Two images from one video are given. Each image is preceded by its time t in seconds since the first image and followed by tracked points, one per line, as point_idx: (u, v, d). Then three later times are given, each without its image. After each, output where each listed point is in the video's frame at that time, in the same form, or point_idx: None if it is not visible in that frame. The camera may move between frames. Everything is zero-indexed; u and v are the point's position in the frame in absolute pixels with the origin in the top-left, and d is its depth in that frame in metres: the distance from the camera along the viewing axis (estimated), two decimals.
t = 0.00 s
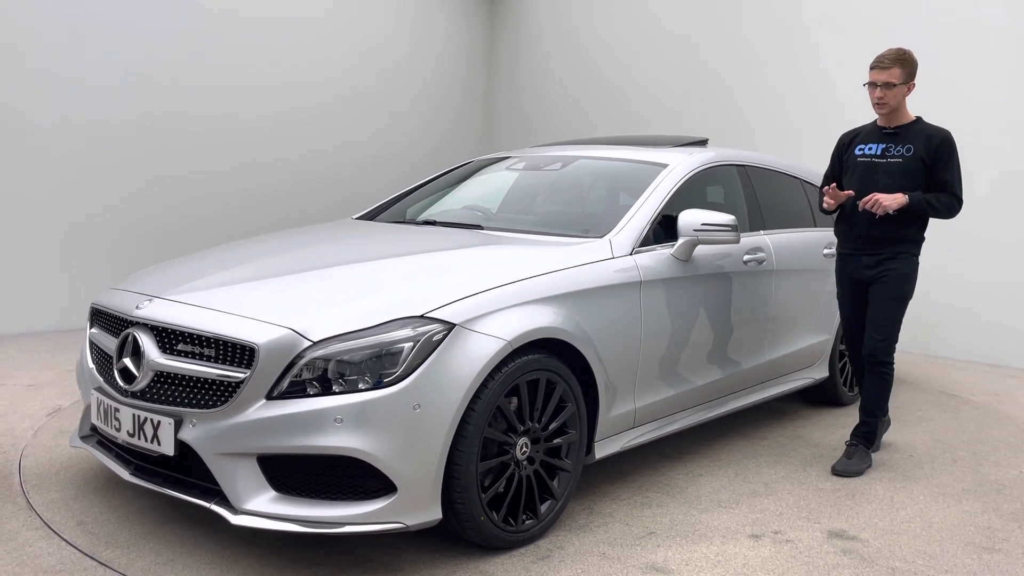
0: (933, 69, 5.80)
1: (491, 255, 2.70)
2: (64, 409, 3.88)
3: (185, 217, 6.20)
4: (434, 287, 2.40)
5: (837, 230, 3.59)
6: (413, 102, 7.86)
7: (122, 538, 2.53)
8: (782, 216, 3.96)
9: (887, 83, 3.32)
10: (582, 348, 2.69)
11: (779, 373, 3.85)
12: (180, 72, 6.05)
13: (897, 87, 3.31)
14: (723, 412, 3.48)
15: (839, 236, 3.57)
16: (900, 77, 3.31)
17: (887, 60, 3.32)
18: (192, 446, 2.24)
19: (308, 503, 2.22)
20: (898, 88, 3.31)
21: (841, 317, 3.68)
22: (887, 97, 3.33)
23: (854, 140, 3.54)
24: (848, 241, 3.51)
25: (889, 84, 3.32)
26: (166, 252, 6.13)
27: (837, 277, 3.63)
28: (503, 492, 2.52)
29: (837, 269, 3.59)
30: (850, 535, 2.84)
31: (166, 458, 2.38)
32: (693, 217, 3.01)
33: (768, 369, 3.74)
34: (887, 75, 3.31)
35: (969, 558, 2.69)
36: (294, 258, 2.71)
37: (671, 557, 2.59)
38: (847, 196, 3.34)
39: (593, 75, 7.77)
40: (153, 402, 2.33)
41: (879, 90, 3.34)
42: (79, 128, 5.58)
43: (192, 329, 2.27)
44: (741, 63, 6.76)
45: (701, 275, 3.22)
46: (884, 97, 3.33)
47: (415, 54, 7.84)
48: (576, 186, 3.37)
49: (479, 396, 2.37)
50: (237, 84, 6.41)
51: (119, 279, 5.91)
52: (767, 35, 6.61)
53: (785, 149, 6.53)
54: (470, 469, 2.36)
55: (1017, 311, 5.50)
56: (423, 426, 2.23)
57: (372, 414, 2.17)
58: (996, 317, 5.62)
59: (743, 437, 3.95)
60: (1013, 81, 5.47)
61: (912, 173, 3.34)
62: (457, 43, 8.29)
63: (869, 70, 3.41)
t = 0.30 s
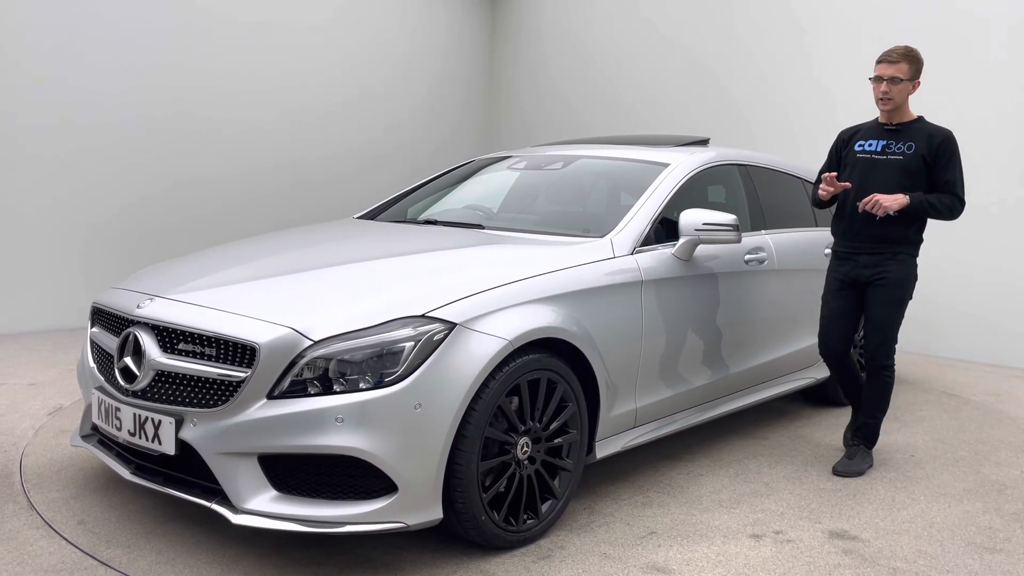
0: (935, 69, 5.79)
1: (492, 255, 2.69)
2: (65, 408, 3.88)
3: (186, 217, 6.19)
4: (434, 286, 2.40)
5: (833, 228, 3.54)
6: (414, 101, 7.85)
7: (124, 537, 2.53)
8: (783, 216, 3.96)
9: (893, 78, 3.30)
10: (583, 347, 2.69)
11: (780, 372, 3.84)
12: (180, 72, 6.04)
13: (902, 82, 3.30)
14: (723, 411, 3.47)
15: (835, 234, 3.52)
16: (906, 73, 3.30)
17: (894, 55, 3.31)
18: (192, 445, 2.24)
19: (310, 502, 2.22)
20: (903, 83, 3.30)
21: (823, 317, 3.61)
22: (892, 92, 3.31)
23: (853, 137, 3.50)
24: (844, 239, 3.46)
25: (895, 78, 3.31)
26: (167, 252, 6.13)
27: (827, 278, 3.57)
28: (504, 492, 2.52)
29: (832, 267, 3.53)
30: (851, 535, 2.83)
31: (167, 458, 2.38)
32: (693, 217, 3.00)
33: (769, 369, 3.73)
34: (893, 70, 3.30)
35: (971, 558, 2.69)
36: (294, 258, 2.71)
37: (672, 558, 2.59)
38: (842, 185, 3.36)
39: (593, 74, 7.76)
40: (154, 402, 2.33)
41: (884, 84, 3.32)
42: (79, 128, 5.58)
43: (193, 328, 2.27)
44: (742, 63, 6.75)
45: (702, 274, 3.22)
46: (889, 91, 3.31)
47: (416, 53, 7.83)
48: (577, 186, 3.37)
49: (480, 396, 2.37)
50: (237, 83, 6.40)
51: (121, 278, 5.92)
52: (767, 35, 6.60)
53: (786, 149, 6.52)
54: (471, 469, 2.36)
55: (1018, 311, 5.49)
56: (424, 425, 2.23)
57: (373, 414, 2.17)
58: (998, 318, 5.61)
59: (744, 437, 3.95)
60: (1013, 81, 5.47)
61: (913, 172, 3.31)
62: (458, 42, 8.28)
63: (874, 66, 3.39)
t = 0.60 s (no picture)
0: (936, 69, 5.78)
1: (493, 255, 2.69)
2: (66, 408, 3.88)
3: (186, 217, 6.19)
4: (434, 286, 2.39)
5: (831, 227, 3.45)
6: (414, 101, 7.85)
7: (125, 536, 2.53)
8: (784, 216, 3.96)
9: (897, 74, 3.23)
10: (584, 346, 2.69)
11: (781, 372, 3.83)
12: (181, 72, 6.03)
13: (906, 79, 3.23)
14: (723, 411, 3.47)
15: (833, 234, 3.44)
16: (910, 70, 3.23)
17: (898, 51, 3.23)
18: (193, 444, 2.24)
19: (311, 502, 2.22)
20: (907, 80, 3.23)
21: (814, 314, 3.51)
22: (895, 89, 3.24)
23: (849, 136, 3.41)
24: (842, 239, 3.39)
25: (898, 74, 3.24)
26: (167, 251, 6.13)
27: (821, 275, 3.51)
28: (505, 491, 2.52)
29: (829, 267, 3.45)
30: (852, 535, 2.83)
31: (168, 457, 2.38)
32: (695, 216, 3.00)
33: (770, 368, 3.73)
34: (897, 66, 3.23)
35: (971, 558, 2.69)
36: (295, 257, 2.70)
37: (673, 557, 2.59)
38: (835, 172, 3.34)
39: (594, 74, 7.76)
40: (155, 401, 2.33)
41: (888, 81, 3.25)
42: (79, 128, 5.57)
43: (194, 327, 2.27)
44: (743, 63, 6.75)
45: (703, 273, 3.22)
46: (892, 88, 3.23)
47: (417, 53, 7.82)
48: (578, 185, 3.36)
49: (481, 395, 2.37)
50: (238, 83, 6.40)
51: (121, 277, 5.92)
52: (768, 35, 6.59)
53: (787, 149, 6.52)
54: (472, 468, 2.36)
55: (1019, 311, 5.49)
56: (425, 424, 2.23)
57: (374, 413, 2.17)
58: (999, 318, 5.60)
59: (745, 437, 3.95)
60: (1014, 81, 5.46)
61: (913, 172, 3.24)
62: (459, 42, 8.28)
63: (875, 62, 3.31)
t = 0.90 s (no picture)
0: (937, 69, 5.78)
1: (494, 254, 2.69)
2: (66, 406, 3.88)
3: (187, 216, 6.19)
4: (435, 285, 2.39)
5: (826, 230, 3.37)
6: (415, 100, 7.84)
7: (126, 535, 2.53)
8: (785, 215, 3.95)
9: (889, 72, 3.17)
10: (585, 346, 2.68)
11: (781, 371, 3.83)
12: (181, 71, 6.03)
13: (898, 77, 3.18)
14: (724, 411, 3.47)
15: (827, 237, 3.36)
16: (901, 68, 3.18)
17: (890, 49, 3.18)
18: (195, 443, 2.23)
19: (312, 501, 2.22)
20: (899, 78, 3.17)
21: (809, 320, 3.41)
22: (887, 87, 3.18)
23: (840, 137, 3.34)
24: (838, 242, 3.31)
25: (891, 73, 3.18)
26: (168, 250, 6.12)
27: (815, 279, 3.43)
28: (507, 491, 2.52)
29: (824, 270, 3.37)
30: (853, 534, 2.83)
31: (169, 456, 2.38)
32: (696, 216, 3.00)
33: (771, 368, 3.72)
34: (889, 64, 3.17)
35: (973, 557, 2.69)
36: (296, 256, 2.70)
37: (674, 556, 2.59)
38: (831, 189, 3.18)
39: (594, 74, 7.76)
40: (157, 400, 2.33)
41: (880, 79, 3.18)
42: (79, 127, 5.57)
43: (196, 326, 2.26)
44: (744, 62, 6.74)
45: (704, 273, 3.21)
46: (885, 86, 3.17)
47: (419, 52, 7.82)
48: (579, 185, 3.36)
49: (483, 395, 2.37)
50: (238, 82, 6.40)
51: (123, 276, 5.92)
52: (770, 34, 6.59)
53: (788, 148, 6.51)
54: (473, 468, 2.36)
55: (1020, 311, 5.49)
56: (427, 423, 2.23)
57: (375, 412, 2.17)
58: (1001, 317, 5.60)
59: (746, 436, 3.94)
60: (1015, 81, 5.46)
61: (908, 172, 3.20)
62: (460, 41, 8.28)
63: (865, 60, 3.25)
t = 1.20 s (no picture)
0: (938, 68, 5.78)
1: (495, 254, 2.69)
2: (68, 405, 3.88)
3: (188, 215, 6.18)
4: (436, 285, 2.39)
5: (811, 230, 3.31)
6: (417, 99, 7.84)
7: (128, 533, 2.53)
8: (787, 214, 3.95)
9: (874, 65, 3.13)
10: (585, 345, 2.68)
11: (783, 371, 3.82)
12: (181, 70, 6.02)
13: (882, 69, 3.14)
14: (726, 410, 3.47)
15: (813, 236, 3.30)
16: (885, 60, 3.14)
17: (873, 42, 3.14)
18: (196, 442, 2.24)
19: (313, 500, 2.22)
20: (883, 71, 3.14)
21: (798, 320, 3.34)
22: (872, 80, 3.14)
23: (824, 133, 3.28)
24: (824, 240, 3.25)
25: (875, 66, 3.14)
26: (169, 249, 6.12)
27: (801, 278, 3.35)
28: (508, 490, 2.52)
29: (811, 269, 3.30)
30: (854, 534, 2.82)
31: (170, 455, 2.38)
32: (699, 215, 3.00)
33: (772, 368, 3.72)
34: (874, 57, 3.13)
35: (974, 557, 2.68)
36: (296, 256, 2.70)
37: (675, 556, 2.59)
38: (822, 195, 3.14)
39: (596, 72, 7.75)
40: (157, 399, 2.33)
41: (865, 72, 3.15)
42: (79, 126, 5.56)
43: (197, 325, 2.26)
44: (745, 62, 6.74)
45: (705, 272, 3.21)
46: (870, 79, 3.14)
47: (420, 52, 7.82)
48: (580, 184, 3.36)
49: (483, 394, 2.36)
50: (239, 81, 6.39)
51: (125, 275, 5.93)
52: (771, 34, 6.58)
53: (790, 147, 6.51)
54: (474, 467, 2.35)
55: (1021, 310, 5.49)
56: (428, 422, 2.23)
57: (376, 412, 2.16)
58: (1002, 316, 5.59)
59: (748, 436, 3.94)
60: (1016, 80, 5.46)
61: (894, 166, 3.15)
62: (461, 40, 8.27)
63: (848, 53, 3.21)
